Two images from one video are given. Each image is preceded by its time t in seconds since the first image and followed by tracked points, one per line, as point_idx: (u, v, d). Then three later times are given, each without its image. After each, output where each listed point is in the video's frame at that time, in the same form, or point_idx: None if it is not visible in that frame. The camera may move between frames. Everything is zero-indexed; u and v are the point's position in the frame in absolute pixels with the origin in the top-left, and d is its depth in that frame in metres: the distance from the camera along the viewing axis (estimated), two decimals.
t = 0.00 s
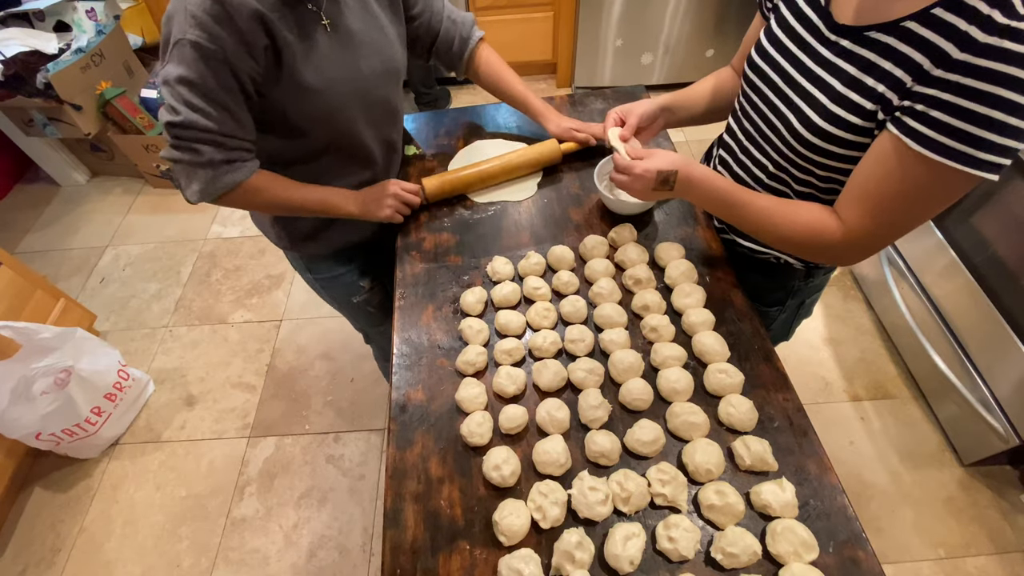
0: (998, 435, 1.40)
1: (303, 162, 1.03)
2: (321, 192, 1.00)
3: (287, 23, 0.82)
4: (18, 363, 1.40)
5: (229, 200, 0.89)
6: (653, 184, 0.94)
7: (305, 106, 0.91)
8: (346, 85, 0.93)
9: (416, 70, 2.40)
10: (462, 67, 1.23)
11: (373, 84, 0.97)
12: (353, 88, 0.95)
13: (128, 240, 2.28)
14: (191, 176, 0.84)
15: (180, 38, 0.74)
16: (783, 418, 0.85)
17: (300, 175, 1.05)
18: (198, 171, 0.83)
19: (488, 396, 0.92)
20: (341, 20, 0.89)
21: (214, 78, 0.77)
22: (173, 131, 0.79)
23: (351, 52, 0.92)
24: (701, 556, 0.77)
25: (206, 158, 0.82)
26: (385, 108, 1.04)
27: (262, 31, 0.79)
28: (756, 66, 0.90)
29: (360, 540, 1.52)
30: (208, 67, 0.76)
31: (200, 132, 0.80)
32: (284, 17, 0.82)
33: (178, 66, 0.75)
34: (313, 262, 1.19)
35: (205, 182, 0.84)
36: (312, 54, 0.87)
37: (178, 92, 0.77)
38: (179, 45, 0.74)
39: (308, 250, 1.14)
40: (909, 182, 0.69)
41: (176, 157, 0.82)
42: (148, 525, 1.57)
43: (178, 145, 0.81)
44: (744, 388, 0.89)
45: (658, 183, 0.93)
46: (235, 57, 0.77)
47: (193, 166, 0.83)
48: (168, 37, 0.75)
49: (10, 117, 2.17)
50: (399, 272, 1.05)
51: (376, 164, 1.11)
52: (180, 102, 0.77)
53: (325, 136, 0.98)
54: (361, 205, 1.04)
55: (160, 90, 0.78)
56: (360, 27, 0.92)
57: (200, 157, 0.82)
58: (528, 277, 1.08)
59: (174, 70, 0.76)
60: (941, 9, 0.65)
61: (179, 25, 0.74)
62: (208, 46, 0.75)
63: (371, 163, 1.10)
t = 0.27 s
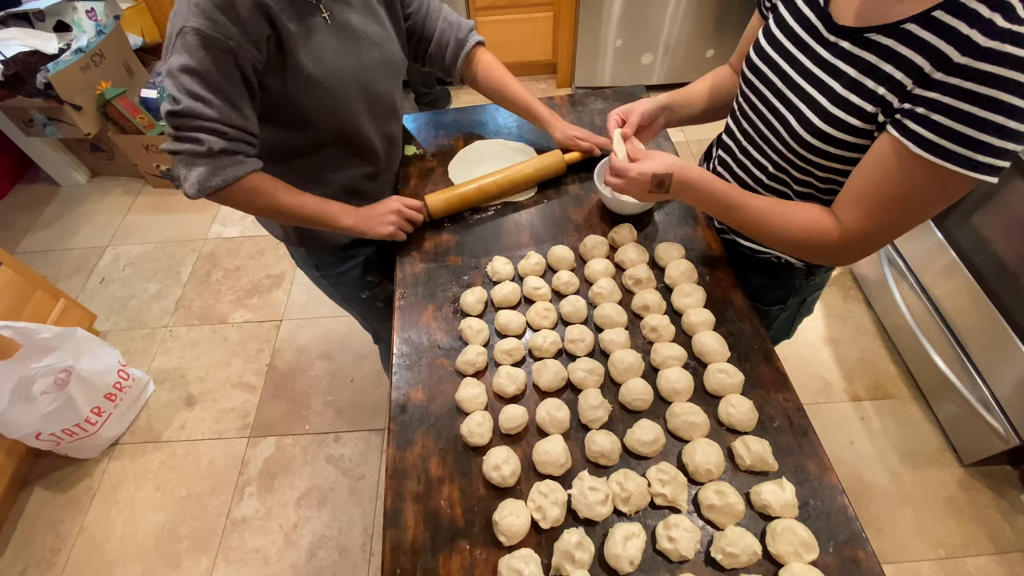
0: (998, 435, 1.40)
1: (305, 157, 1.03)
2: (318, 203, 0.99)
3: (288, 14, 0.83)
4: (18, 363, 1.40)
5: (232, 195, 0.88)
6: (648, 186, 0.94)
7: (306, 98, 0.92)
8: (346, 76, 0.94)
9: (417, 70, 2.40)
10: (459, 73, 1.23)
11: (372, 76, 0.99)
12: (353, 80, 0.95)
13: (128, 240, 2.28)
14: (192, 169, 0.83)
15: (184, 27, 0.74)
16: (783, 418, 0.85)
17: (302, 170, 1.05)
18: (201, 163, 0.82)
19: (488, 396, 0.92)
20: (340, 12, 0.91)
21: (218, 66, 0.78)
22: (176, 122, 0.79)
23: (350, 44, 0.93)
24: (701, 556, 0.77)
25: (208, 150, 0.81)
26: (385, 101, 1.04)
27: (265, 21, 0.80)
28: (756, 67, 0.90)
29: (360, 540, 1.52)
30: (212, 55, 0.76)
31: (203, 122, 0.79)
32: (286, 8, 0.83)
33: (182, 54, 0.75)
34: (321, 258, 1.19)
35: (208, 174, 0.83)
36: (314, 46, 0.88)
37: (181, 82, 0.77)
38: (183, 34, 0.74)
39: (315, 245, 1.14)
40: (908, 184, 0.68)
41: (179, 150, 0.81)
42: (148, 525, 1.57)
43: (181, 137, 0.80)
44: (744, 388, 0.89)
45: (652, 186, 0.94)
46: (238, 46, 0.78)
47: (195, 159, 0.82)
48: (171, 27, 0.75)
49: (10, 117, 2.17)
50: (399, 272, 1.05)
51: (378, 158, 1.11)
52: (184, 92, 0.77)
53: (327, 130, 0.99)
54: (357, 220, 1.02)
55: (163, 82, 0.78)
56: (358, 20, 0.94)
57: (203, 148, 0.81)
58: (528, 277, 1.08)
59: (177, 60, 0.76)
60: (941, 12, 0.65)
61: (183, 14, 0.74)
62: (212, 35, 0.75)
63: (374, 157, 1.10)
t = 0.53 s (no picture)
0: (998, 435, 1.40)
1: (305, 154, 1.03)
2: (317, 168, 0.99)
3: (282, 14, 0.83)
4: (16, 363, 1.38)
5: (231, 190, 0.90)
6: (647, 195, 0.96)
7: (303, 98, 0.92)
8: (343, 76, 0.94)
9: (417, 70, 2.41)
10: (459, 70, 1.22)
11: (369, 76, 0.98)
12: (349, 80, 0.95)
13: (128, 240, 2.28)
14: (191, 166, 0.85)
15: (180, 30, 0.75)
16: (783, 418, 0.85)
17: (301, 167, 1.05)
18: (199, 160, 0.84)
19: (488, 396, 0.92)
20: (336, 12, 0.90)
21: (213, 70, 0.78)
22: (176, 121, 0.80)
23: (346, 44, 0.93)
24: (701, 556, 0.77)
25: (205, 148, 0.83)
26: (384, 99, 1.04)
27: (260, 23, 0.80)
28: (756, 66, 0.90)
29: (360, 540, 1.52)
30: (207, 58, 0.77)
31: (199, 123, 0.81)
32: (280, 8, 0.83)
33: (180, 57, 0.76)
34: (323, 256, 1.19)
35: (207, 171, 0.85)
36: (309, 47, 0.88)
37: (179, 84, 0.78)
38: (179, 38, 0.75)
39: (317, 243, 1.14)
40: (910, 181, 0.68)
41: (179, 147, 0.83)
42: (147, 525, 1.57)
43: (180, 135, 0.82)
44: (744, 388, 0.89)
45: (649, 194, 0.96)
46: (233, 48, 0.78)
47: (193, 156, 0.84)
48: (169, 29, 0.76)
49: (10, 117, 2.17)
50: (399, 272, 1.05)
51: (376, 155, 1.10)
52: (181, 93, 0.79)
53: (326, 128, 0.99)
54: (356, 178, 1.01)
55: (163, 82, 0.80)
56: (354, 20, 0.93)
57: (200, 147, 0.82)
58: (527, 277, 1.08)
59: (175, 62, 0.77)
60: (942, 9, 0.65)
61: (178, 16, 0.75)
62: (206, 38, 0.76)
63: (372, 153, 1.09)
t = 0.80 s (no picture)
0: (998, 435, 1.40)
1: (307, 159, 1.03)
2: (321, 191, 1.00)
3: (282, 19, 0.83)
4: (17, 363, 1.39)
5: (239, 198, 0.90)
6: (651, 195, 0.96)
7: (304, 101, 0.92)
8: (343, 79, 0.94)
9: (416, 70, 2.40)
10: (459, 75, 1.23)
11: (370, 78, 0.98)
12: (349, 83, 0.95)
13: (128, 240, 2.28)
14: (199, 175, 0.85)
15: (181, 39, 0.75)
16: (783, 418, 0.85)
17: (303, 171, 1.05)
18: (205, 168, 0.84)
19: (488, 396, 0.92)
20: (335, 15, 0.90)
21: (216, 76, 0.78)
22: (181, 130, 0.80)
23: (346, 46, 0.93)
24: (701, 556, 0.77)
25: (212, 157, 0.83)
26: (385, 102, 1.04)
27: (260, 28, 0.80)
28: (756, 63, 0.90)
29: (360, 540, 1.52)
30: (210, 65, 0.77)
31: (204, 131, 0.81)
32: (280, 13, 0.83)
33: (182, 65, 0.76)
34: (323, 256, 1.19)
35: (213, 179, 0.85)
36: (309, 51, 0.88)
37: (184, 91, 0.78)
38: (181, 46, 0.75)
39: (316, 243, 1.14)
40: (912, 174, 0.68)
41: (185, 156, 0.83)
42: (147, 525, 1.57)
43: (186, 144, 0.82)
44: (744, 388, 0.89)
45: (650, 193, 0.95)
46: (235, 55, 0.78)
47: (200, 165, 0.84)
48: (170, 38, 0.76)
49: (10, 117, 2.17)
50: (399, 272, 1.05)
51: (376, 159, 1.11)
52: (185, 101, 0.78)
53: (328, 132, 0.99)
54: (360, 206, 1.02)
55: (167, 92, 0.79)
56: (354, 22, 0.93)
57: (207, 155, 0.83)
58: (528, 277, 1.08)
59: (178, 70, 0.77)
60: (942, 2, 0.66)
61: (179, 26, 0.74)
62: (209, 45, 0.75)
63: (372, 156, 1.09)
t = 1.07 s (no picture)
0: (998, 435, 1.40)
1: (310, 160, 1.03)
2: (327, 219, 0.98)
3: (285, 18, 0.83)
4: (17, 363, 1.39)
5: (246, 203, 0.89)
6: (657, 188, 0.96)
7: (307, 100, 0.92)
8: (346, 79, 0.94)
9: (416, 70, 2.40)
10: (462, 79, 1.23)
11: (373, 77, 0.98)
12: (352, 83, 0.95)
13: (128, 240, 2.28)
14: (205, 177, 0.84)
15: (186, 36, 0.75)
16: (783, 418, 0.85)
17: (306, 172, 1.05)
18: (212, 170, 0.84)
19: (488, 396, 0.92)
20: (338, 15, 0.91)
21: (221, 74, 0.78)
22: (187, 132, 0.80)
23: (349, 46, 0.93)
24: (701, 556, 0.77)
25: (218, 157, 0.82)
26: (387, 103, 1.04)
27: (263, 26, 0.80)
28: (755, 61, 0.90)
29: (360, 540, 1.52)
30: (215, 62, 0.77)
31: (210, 130, 0.80)
32: (283, 13, 0.83)
33: (187, 63, 0.77)
34: (322, 255, 1.19)
35: (220, 181, 0.84)
36: (311, 50, 0.88)
37: (190, 90, 0.78)
38: (187, 44, 0.75)
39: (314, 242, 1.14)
40: (912, 170, 0.68)
41: (192, 158, 0.83)
42: (147, 525, 1.57)
43: (192, 145, 0.81)
44: (744, 388, 0.89)
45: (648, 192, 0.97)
46: (240, 52, 0.78)
47: (207, 167, 0.83)
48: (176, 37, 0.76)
49: (11, 117, 2.17)
50: (399, 271, 1.05)
51: (379, 160, 1.11)
52: (191, 100, 0.78)
53: (330, 132, 0.99)
54: (366, 238, 1.00)
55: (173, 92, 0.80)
56: (357, 22, 0.94)
57: (213, 156, 0.82)
58: (528, 277, 1.08)
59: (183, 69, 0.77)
60: None
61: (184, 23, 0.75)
62: (214, 42, 0.76)
63: (375, 157, 1.09)
